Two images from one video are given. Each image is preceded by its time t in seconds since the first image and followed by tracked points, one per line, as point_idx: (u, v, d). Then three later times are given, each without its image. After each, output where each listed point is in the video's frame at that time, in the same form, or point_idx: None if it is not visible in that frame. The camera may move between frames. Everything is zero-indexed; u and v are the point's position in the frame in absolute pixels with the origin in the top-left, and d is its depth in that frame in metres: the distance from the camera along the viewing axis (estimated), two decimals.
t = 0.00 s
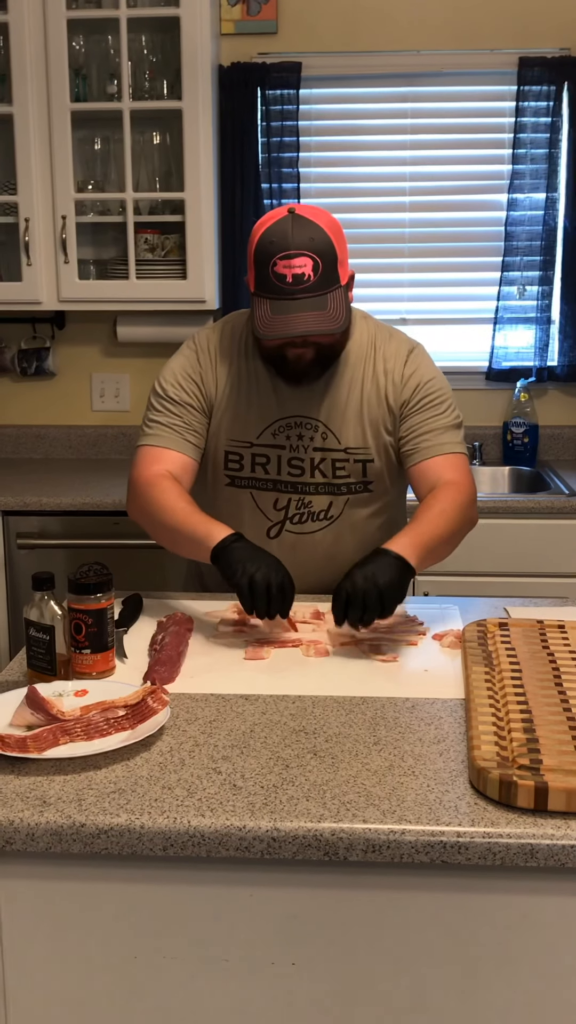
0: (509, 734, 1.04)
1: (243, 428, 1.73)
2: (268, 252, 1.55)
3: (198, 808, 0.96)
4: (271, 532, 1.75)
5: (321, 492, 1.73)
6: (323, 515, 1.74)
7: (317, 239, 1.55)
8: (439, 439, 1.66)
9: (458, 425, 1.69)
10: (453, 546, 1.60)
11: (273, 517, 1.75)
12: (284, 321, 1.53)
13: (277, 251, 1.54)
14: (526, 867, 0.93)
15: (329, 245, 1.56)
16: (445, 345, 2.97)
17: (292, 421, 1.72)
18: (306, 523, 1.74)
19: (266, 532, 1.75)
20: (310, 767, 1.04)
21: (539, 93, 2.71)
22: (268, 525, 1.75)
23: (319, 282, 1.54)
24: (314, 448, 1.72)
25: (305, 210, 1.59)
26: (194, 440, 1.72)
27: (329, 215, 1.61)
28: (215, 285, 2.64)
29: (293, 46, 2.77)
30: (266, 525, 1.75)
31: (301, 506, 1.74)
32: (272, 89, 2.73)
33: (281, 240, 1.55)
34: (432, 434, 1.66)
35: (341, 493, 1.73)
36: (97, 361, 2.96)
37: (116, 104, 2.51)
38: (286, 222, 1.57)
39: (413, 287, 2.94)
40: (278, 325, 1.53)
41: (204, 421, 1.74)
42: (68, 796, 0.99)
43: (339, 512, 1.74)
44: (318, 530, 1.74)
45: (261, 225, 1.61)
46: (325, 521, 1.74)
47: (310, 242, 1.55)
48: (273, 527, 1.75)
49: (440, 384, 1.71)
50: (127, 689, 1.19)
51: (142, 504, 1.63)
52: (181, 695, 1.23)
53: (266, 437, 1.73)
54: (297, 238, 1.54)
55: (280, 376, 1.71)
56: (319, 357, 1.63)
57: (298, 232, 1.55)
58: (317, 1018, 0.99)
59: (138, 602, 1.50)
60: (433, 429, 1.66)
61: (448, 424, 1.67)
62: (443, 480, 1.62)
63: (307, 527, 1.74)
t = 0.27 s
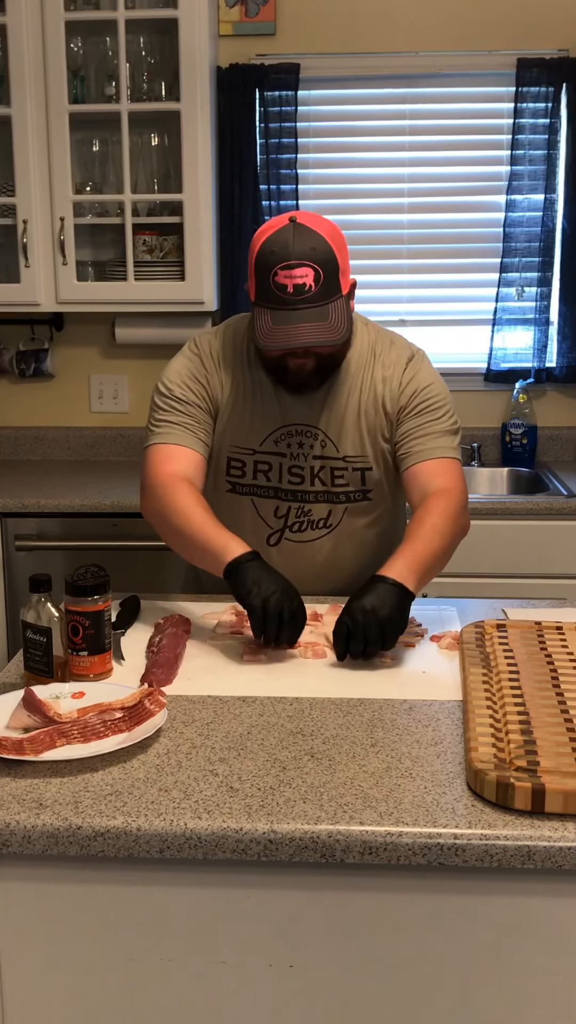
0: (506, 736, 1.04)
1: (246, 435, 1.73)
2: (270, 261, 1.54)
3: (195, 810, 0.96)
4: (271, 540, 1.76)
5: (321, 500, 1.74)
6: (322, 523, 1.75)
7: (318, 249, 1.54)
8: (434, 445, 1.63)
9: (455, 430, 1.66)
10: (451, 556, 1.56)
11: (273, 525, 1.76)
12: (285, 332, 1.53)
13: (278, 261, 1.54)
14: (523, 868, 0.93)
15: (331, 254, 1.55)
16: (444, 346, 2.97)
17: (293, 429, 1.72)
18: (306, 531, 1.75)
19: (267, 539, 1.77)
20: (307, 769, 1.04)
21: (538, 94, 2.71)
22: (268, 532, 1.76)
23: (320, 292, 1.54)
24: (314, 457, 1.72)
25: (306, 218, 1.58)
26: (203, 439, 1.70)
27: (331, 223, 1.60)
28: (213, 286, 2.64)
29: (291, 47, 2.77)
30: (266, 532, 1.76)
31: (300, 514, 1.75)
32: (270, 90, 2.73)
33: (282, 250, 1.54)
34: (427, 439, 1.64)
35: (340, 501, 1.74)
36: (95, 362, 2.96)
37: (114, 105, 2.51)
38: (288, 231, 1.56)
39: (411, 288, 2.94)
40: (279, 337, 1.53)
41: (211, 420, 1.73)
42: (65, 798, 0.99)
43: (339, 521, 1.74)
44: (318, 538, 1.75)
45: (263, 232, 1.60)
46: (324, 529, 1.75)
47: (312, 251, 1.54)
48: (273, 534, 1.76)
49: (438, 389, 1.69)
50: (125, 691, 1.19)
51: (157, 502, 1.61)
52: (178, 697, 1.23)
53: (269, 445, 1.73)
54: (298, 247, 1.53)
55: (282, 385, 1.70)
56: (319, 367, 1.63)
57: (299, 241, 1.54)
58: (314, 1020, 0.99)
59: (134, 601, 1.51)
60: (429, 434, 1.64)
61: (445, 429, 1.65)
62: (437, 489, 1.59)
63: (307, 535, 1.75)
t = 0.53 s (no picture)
0: (506, 739, 1.04)
1: (250, 437, 1.74)
2: (271, 267, 1.54)
3: (194, 814, 0.96)
4: (272, 543, 1.77)
5: (322, 505, 1.74)
6: (323, 528, 1.75)
7: (320, 256, 1.53)
8: (433, 451, 1.62)
9: (456, 438, 1.65)
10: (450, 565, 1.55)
11: (275, 528, 1.76)
12: (284, 339, 1.53)
13: (280, 267, 1.53)
14: (523, 872, 0.92)
15: (334, 263, 1.54)
16: (444, 350, 2.98)
17: (296, 432, 1.72)
18: (307, 535, 1.75)
19: (267, 542, 1.77)
20: (307, 773, 1.04)
21: (537, 97, 2.71)
22: (269, 535, 1.76)
23: (321, 300, 1.53)
24: (317, 461, 1.72)
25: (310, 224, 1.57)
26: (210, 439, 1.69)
27: (335, 229, 1.59)
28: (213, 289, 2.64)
29: (290, 50, 2.77)
30: (267, 536, 1.77)
31: (302, 518, 1.75)
32: (270, 93, 2.73)
33: (283, 256, 1.53)
34: (427, 445, 1.63)
35: (342, 506, 1.74)
36: (95, 365, 2.96)
37: (114, 109, 2.51)
38: (292, 237, 1.55)
39: (411, 291, 2.94)
40: (278, 343, 1.53)
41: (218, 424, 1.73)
42: (64, 802, 0.99)
43: (339, 526, 1.75)
44: (318, 543, 1.75)
45: (269, 237, 1.59)
46: (326, 534, 1.75)
47: (314, 258, 1.53)
48: (274, 538, 1.76)
49: (441, 396, 1.68)
50: (124, 695, 1.19)
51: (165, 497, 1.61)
52: (178, 700, 1.23)
53: (273, 448, 1.73)
54: (300, 254, 1.53)
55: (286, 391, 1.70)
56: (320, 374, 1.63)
57: (302, 249, 1.53)
58: None
59: (134, 604, 1.51)
60: (429, 440, 1.63)
61: (446, 436, 1.64)
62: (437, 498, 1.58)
63: (307, 539, 1.75)
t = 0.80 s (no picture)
0: (506, 743, 1.03)
1: (242, 434, 1.73)
2: (275, 262, 1.54)
3: (194, 818, 0.95)
4: (269, 540, 1.75)
5: (323, 502, 1.73)
6: (323, 525, 1.74)
7: (325, 253, 1.54)
8: (444, 468, 1.65)
9: (467, 451, 1.67)
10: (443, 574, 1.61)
11: (272, 525, 1.75)
12: (285, 331, 1.51)
13: (284, 261, 1.53)
14: (523, 877, 0.92)
15: (337, 259, 1.55)
16: (445, 352, 2.97)
17: (295, 429, 1.71)
18: (306, 533, 1.74)
19: (264, 538, 1.76)
20: (307, 777, 1.03)
21: (538, 99, 2.72)
22: (266, 532, 1.75)
23: (323, 296, 1.53)
24: (317, 458, 1.71)
25: (316, 222, 1.58)
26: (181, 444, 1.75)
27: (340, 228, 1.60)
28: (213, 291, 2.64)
29: (291, 53, 2.77)
30: (264, 532, 1.75)
31: (301, 515, 1.74)
32: (270, 96, 2.73)
33: (288, 250, 1.53)
34: (438, 460, 1.65)
35: (343, 504, 1.73)
36: (96, 367, 2.96)
37: (114, 111, 2.51)
38: (296, 234, 1.56)
39: (412, 293, 2.94)
40: (279, 335, 1.52)
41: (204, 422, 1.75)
42: (63, 805, 0.98)
43: (341, 524, 1.73)
44: (317, 541, 1.74)
45: (272, 235, 1.59)
46: (325, 532, 1.74)
47: (318, 254, 1.53)
48: (271, 534, 1.75)
49: (452, 405, 1.68)
50: (124, 697, 1.18)
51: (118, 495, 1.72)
52: (178, 703, 1.22)
53: (266, 444, 1.72)
54: (304, 250, 1.53)
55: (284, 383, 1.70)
56: (322, 371, 1.62)
57: (306, 244, 1.53)
58: None
59: (135, 608, 1.51)
60: (441, 455, 1.65)
61: (457, 450, 1.66)
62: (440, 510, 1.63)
63: (305, 537, 1.74)
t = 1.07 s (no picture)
0: (504, 744, 1.03)
1: (233, 428, 1.72)
2: (269, 255, 1.53)
3: (191, 819, 0.95)
4: (257, 534, 1.75)
5: (311, 497, 1.72)
6: (310, 521, 1.73)
7: (318, 245, 1.52)
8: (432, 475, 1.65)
9: (458, 458, 1.66)
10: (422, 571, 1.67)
11: (259, 519, 1.75)
12: (278, 323, 1.51)
13: (277, 254, 1.52)
14: (521, 879, 0.92)
15: (331, 250, 1.54)
16: (445, 353, 2.97)
17: (286, 424, 1.70)
18: (293, 527, 1.74)
19: (252, 533, 1.76)
20: (304, 778, 1.03)
21: (537, 100, 2.72)
22: (254, 526, 1.75)
23: (316, 288, 1.52)
24: (306, 453, 1.70)
25: (312, 215, 1.57)
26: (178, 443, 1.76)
27: (336, 221, 1.59)
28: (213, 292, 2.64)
29: (290, 53, 2.77)
30: (252, 526, 1.75)
31: (288, 510, 1.73)
32: (270, 96, 2.73)
33: (281, 242, 1.53)
34: (427, 467, 1.65)
35: (332, 500, 1.72)
36: (95, 368, 2.96)
37: (113, 112, 2.51)
38: (291, 226, 1.55)
39: (411, 294, 2.94)
40: (272, 327, 1.51)
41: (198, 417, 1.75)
42: (60, 807, 0.98)
43: (327, 520, 1.73)
44: (304, 535, 1.74)
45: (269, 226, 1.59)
46: (312, 527, 1.74)
47: (311, 246, 1.52)
48: (259, 528, 1.75)
49: (446, 409, 1.66)
50: (121, 698, 1.18)
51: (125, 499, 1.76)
52: (175, 705, 1.22)
53: (257, 438, 1.71)
54: (298, 241, 1.52)
55: (277, 377, 1.69)
56: (316, 366, 1.62)
57: (300, 236, 1.52)
58: None
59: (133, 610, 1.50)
60: (430, 462, 1.64)
61: (448, 457, 1.65)
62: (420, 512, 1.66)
63: (294, 532, 1.74)
